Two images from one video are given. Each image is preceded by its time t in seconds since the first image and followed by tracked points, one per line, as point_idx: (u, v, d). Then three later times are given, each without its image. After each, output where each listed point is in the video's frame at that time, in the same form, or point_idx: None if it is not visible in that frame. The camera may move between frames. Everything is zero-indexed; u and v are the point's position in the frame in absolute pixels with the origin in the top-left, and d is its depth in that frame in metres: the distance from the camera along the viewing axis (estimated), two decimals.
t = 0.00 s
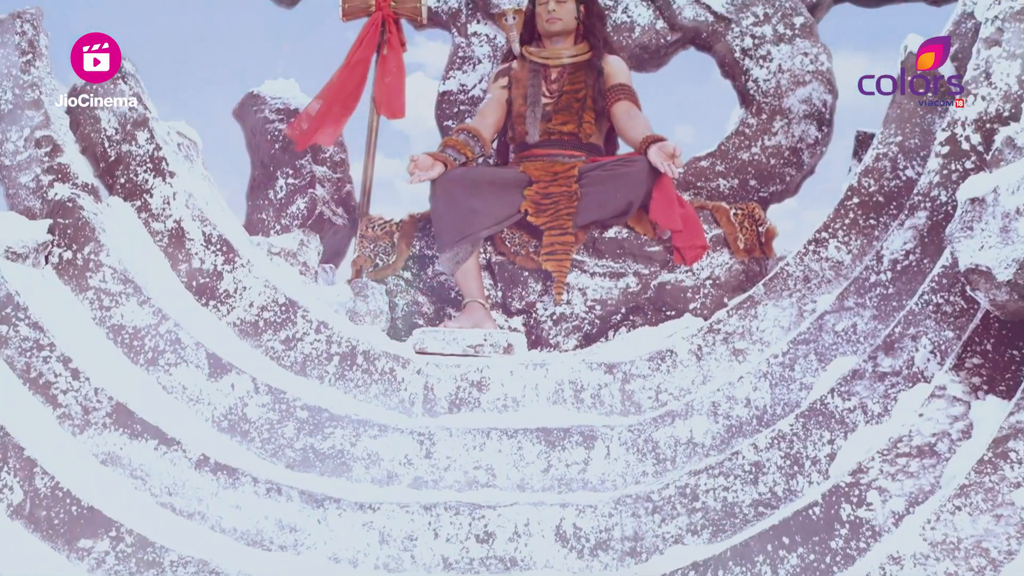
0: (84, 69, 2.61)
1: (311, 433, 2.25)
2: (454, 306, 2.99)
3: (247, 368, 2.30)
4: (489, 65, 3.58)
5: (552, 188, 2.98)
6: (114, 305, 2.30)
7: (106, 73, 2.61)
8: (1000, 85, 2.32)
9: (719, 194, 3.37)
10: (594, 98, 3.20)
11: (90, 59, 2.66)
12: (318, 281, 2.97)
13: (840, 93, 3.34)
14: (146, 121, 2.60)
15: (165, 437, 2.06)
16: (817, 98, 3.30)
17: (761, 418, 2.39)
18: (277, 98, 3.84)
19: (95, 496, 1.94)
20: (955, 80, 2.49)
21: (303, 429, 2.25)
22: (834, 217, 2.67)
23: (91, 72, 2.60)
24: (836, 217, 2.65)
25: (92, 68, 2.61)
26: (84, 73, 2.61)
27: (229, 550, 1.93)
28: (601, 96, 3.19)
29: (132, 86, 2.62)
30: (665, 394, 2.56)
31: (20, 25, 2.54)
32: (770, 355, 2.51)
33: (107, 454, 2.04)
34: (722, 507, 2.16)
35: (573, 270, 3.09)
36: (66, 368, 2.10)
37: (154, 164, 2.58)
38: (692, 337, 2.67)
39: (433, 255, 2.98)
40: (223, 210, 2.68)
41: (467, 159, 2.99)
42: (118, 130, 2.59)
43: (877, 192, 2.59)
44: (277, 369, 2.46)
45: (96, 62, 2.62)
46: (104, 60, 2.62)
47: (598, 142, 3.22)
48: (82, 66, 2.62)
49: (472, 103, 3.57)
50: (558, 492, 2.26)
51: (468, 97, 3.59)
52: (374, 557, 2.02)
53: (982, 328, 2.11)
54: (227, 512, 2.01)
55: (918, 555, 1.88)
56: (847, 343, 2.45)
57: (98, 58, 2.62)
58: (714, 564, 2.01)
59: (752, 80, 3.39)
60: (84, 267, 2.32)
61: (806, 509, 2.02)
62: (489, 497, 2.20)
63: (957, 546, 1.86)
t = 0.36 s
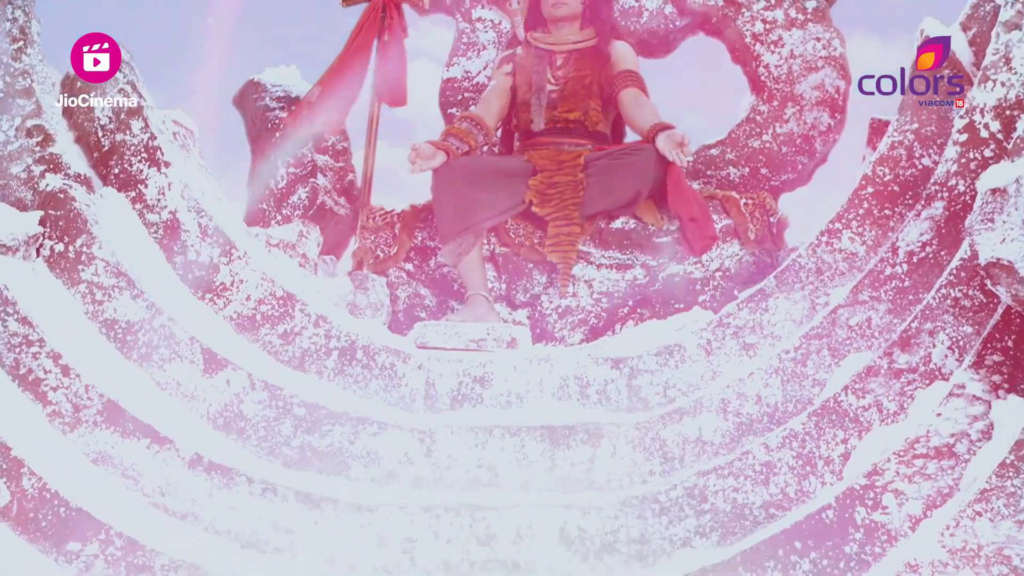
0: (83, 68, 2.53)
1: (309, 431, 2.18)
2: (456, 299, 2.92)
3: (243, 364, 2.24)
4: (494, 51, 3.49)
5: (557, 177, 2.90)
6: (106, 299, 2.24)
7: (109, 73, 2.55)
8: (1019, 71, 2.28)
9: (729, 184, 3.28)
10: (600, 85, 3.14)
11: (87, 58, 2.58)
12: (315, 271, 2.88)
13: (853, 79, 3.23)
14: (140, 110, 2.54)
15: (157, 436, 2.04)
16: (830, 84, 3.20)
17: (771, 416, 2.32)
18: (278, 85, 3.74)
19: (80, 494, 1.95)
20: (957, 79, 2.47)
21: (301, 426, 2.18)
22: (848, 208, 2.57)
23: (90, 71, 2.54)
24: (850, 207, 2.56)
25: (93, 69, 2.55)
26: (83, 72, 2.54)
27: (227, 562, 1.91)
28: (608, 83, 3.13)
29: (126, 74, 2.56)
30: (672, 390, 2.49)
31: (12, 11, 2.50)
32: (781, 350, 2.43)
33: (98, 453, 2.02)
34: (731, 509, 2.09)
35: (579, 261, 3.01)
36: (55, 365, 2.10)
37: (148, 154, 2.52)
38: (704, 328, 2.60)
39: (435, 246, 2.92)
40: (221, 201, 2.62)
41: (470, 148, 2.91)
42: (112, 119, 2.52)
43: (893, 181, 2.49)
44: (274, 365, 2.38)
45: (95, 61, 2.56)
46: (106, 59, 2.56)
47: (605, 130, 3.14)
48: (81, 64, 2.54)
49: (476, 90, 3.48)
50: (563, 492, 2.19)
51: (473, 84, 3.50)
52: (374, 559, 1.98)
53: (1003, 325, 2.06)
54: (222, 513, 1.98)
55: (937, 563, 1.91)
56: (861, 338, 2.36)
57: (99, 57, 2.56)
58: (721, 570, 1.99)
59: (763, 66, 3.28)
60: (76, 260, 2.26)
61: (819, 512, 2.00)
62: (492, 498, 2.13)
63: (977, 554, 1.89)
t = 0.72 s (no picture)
0: (81, 66, 2.46)
1: (305, 429, 2.12)
2: (458, 292, 2.87)
3: (237, 362, 2.18)
4: (499, 38, 3.42)
5: (561, 166, 2.81)
6: (97, 294, 2.20)
7: (107, 72, 2.48)
8: None
9: (739, 173, 3.21)
10: (606, 72, 3.05)
11: (85, 57, 2.51)
12: (311, 265, 2.82)
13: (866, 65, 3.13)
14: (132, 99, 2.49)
15: (147, 436, 1.98)
16: (843, 71, 3.09)
17: (783, 415, 2.24)
18: (278, 73, 3.68)
19: (68, 498, 1.89)
20: (957, 79, 2.38)
21: (296, 425, 2.12)
22: (862, 198, 2.48)
23: (89, 72, 2.46)
24: (864, 197, 2.47)
25: (92, 69, 2.48)
26: (83, 72, 2.46)
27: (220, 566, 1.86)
28: (615, 70, 3.04)
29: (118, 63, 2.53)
30: (680, 387, 2.42)
31: None
32: (792, 346, 2.35)
33: (87, 453, 1.98)
34: (741, 512, 2.02)
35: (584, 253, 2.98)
36: (42, 363, 2.04)
37: (141, 144, 2.46)
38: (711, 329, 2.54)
39: (437, 238, 2.83)
40: (216, 193, 2.57)
41: (471, 138, 2.83)
42: (104, 109, 2.46)
43: (907, 171, 2.40)
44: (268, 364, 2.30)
45: (94, 61, 2.48)
46: (106, 58, 2.49)
47: (610, 118, 3.06)
48: (78, 62, 2.46)
49: (480, 78, 3.41)
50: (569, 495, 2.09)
51: (476, 72, 3.42)
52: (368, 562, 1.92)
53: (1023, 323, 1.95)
54: (216, 515, 1.93)
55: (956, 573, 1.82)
56: (875, 335, 2.29)
57: (99, 57, 2.49)
58: None
59: (774, 52, 3.19)
60: (66, 253, 2.21)
61: (832, 517, 1.92)
62: (492, 501, 2.04)
63: (998, 564, 1.80)
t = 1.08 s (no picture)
0: (80, 64, 2.44)
1: (299, 431, 2.05)
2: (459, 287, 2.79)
3: (230, 360, 2.12)
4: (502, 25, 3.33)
5: (565, 157, 2.70)
6: (85, 291, 2.13)
7: (108, 71, 2.46)
8: None
9: (749, 164, 3.12)
10: (613, 60, 2.95)
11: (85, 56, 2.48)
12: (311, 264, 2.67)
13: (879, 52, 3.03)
14: (123, 89, 2.46)
15: (135, 438, 1.93)
16: (855, 58, 3.01)
17: (795, 417, 2.16)
18: (276, 62, 3.59)
19: (51, 504, 1.83)
20: (957, 79, 2.32)
21: (290, 426, 2.05)
22: (876, 190, 2.40)
23: (88, 70, 2.45)
24: (879, 189, 2.39)
25: (92, 69, 2.46)
26: (82, 72, 2.44)
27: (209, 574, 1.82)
28: (621, 57, 2.94)
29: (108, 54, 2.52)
30: (688, 386, 2.35)
31: None
32: (803, 344, 2.27)
33: (73, 456, 1.92)
34: (750, 519, 1.96)
35: (589, 248, 2.89)
36: (27, 362, 1.98)
37: (133, 136, 2.40)
38: (722, 326, 2.45)
39: (437, 232, 2.77)
40: (211, 186, 2.51)
41: (473, 128, 2.75)
42: (95, 100, 2.43)
43: (924, 162, 2.32)
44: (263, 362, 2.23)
45: (94, 60, 2.46)
46: (106, 57, 2.47)
47: (616, 108, 2.97)
48: (77, 60, 2.44)
49: (483, 67, 3.32)
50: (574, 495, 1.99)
51: (480, 60, 3.34)
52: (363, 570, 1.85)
53: None
54: (205, 521, 1.87)
55: None
56: (890, 333, 2.20)
57: (99, 57, 2.47)
58: None
59: (785, 40, 3.10)
60: (54, 249, 2.14)
61: (846, 527, 1.85)
62: (493, 501, 1.96)
63: None
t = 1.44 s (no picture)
0: (79, 63, 2.37)
1: (293, 434, 1.98)
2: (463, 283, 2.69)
3: (222, 360, 2.05)
4: (507, 14, 3.24)
5: (571, 149, 2.62)
6: (74, 289, 2.06)
7: (107, 71, 2.39)
8: None
9: (762, 156, 3.00)
10: (619, 49, 2.86)
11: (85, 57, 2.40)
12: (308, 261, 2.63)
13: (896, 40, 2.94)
14: (114, 81, 2.38)
15: (122, 442, 1.87)
16: (871, 47, 2.91)
17: (808, 420, 2.09)
18: (276, 53, 3.57)
19: (33, 511, 1.76)
20: (956, 79, 2.23)
21: (284, 429, 1.98)
22: (893, 182, 2.32)
23: (87, 69, 2.38)
24: (895, 182, 2.31)
25: (92, 69, 2.39)
26: (82, 72, 2.37)
27: None
28: (628, 47, 2.85)
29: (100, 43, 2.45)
30: (697, 386, 2.28)
31: None
32: (816, 343, 2.19)
33: (59, 461, 1.87)
34: (761, 527, 1.87)
35: (595, 243, 2.81)
36: (12, 363, 1.93)
37: (124, 128, 2.33)
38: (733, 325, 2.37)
39: (438, 227, 2.66)
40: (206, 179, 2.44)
41: (474, 120, 2.67)
42: (86, 91, 2.36)
43: (942, 153, 2.22)
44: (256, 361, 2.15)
45: (93, 59, 2.38)
46: (106, 56, 2.39)
47: (623, 98, 2.87)
48: (77, 59, 2.37)
49: (488, 57, 3.23)
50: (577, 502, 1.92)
51: (485, 50, 3.25)
52: None
53: None
54: (193, 528, 1.81)
55: None
56: (908, 331, 2.13)
57: (99, 56, 2.39)
58: None
59: (798, 27, 2.99)
60: (41, 246, 2.07)
61: (861, 538, 1.76)
62: (493, 502, 1.89)
63: None
